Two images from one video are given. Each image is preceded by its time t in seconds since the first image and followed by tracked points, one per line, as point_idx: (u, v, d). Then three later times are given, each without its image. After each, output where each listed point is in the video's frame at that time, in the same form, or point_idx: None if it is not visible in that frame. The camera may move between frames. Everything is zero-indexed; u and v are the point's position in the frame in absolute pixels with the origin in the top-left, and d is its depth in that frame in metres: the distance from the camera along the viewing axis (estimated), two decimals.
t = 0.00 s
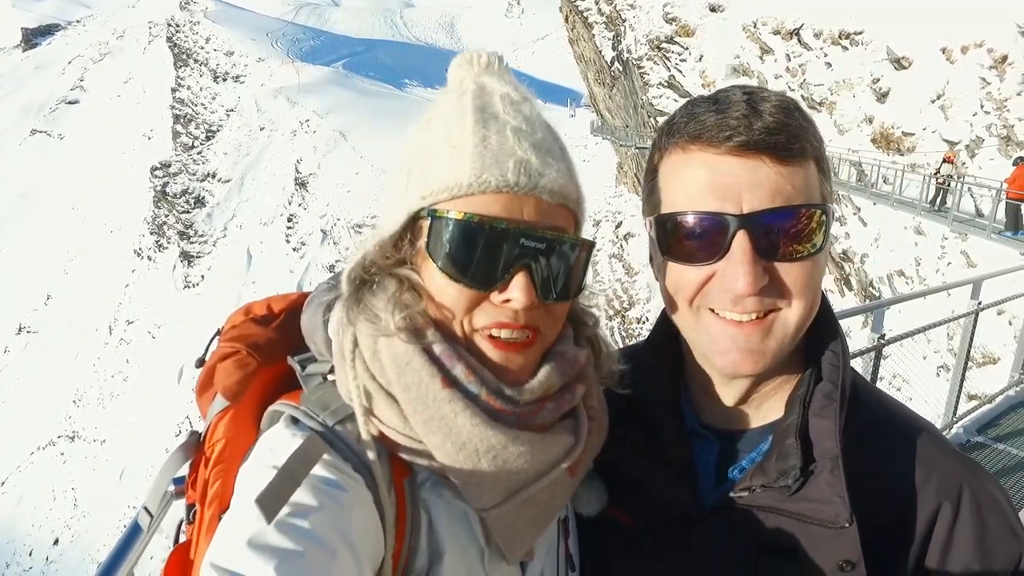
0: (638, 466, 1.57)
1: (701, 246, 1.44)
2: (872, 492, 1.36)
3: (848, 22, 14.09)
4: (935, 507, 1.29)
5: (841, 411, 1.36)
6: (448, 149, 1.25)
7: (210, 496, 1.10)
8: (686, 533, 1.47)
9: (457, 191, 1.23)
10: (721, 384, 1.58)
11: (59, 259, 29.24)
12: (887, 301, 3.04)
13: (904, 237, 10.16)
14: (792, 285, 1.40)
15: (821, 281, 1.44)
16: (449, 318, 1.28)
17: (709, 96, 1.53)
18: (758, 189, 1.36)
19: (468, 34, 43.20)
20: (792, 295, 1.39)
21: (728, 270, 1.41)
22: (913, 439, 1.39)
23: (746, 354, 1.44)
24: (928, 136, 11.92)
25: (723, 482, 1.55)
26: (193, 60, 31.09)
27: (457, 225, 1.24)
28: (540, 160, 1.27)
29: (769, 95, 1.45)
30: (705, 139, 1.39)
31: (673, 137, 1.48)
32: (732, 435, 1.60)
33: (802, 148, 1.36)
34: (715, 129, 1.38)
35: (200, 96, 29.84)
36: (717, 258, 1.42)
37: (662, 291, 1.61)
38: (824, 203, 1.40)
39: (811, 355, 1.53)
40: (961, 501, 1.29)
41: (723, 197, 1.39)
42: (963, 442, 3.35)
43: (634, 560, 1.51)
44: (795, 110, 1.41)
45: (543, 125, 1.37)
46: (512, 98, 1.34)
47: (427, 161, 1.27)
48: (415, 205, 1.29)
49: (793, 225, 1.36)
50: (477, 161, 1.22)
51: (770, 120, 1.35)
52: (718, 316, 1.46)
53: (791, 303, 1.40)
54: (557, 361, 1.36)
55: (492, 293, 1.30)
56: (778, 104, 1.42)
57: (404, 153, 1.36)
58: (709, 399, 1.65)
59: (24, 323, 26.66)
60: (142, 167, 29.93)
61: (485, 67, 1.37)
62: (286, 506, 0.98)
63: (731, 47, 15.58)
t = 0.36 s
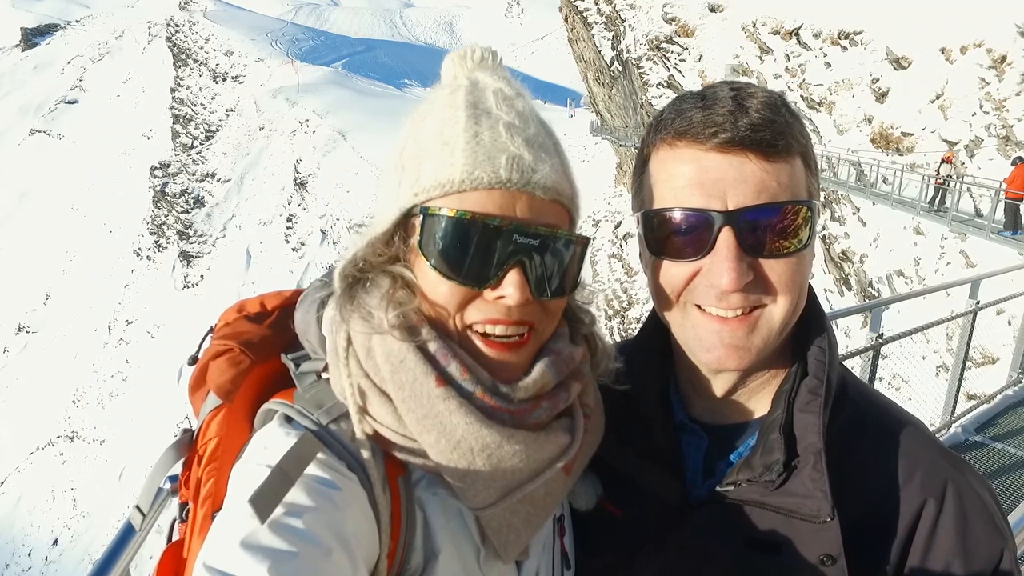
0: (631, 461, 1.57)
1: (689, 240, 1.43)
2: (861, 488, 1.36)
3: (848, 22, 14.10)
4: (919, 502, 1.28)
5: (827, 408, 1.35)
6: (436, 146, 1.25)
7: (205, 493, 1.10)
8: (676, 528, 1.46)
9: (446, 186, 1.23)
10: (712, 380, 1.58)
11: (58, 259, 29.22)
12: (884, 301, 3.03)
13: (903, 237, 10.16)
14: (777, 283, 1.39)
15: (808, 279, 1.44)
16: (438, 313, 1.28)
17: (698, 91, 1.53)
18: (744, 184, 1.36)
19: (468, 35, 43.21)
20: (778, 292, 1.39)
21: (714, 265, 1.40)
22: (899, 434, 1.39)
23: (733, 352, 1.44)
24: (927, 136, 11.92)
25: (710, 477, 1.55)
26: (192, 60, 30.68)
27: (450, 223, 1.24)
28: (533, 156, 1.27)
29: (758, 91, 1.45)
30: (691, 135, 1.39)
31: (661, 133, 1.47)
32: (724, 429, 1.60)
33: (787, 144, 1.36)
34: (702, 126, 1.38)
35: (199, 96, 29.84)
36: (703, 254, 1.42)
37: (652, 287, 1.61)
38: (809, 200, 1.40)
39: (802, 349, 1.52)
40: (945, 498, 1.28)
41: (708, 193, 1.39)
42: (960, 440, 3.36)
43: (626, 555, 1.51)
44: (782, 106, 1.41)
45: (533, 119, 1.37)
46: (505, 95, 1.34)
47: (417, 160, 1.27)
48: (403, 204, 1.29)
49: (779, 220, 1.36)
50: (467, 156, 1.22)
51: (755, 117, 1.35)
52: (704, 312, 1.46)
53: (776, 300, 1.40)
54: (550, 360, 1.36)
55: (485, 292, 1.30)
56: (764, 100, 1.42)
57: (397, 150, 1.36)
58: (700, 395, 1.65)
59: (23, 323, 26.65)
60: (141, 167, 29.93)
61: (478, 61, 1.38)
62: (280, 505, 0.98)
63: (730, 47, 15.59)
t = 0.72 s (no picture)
0: (632, 463, 1.57)
1: (692, 243, 1.44)
2: (860, 492, 1.36)
3: (848, 22, 14.12)
4: (918, 508, 1.28)
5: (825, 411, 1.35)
6: (438, 148, 1.24)
7: (205, 494, 1.10)
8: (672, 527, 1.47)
9: (448, 186, 1.23)
10: (712, 382, 1.58)
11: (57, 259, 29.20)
12: (884, 301, 3.04)
13: (903, 237, 10.16)
14: (780, 286, 1.39)
15: (810, 282, 1.44)
16: (439, 316, 1.28)
17: (701, 93, 1.52)
18: (748, 187, 1.36)
19: (468, 35, 43.19)
20: (780, 295, 1.39)
21: (717, 270, 1.41)
22: (899, 438, 1.39)
23: (733, 355, 1.44)
24: (927, 136, 11.92)
25: (709, 480, 1.55)
26: (192, 59, 30.68)
27: (449, 224, 1.24)
28: (533, 155, 1.27)
29: (761, 92, 1.45)
30: (695, 138, 1.39)
31: (665, 135, 1.48)
32: (722, 429, 1.60)
33: (793, 147, 1.36)
34: (707, 128, 1.38)
35: (199, 96, 29.84)
36: (706, 258, 1.42)
37: (652, 288, 1.61)
38: (813, 204, 1.41)
39: (803, 349, 1.51)
40: (946, 504, 1.27)
41: (711, 196, 1.39)
42: (959, 441, 3.36)
43: (625, 555, 1.52)
44: (786, 109, 1.41)
45: (535, 121, 1.37)
46: (505, 95, 1.34)
47: (418, 162, 1.27)
48: (406, 206, 1.29)
49: (784, 225, 1.36)
50: (467, 157, 1.22)
51: (761, 120, 1.35)
52: (706, 316, 1.46)
53: (778, 305, 1.40)
54: (551, 359, 1.36)
55: (487, 292, 1.30)
56: (770, 103, 1.42)
57: (399, 152, 1.35)
58: (699, 396, 1.65)
59: (22, 323, 26.63)
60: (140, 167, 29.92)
61: (477, 62, 1.38)
62: (280, 508, 0.98)
63: (730, 47, 15.59)
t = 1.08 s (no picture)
0: (631, 462, 1.57)
1: (694, 242, 1.43)
2: (862, 488, 1.35)
3: (847, 22, 14.16)
4: (921, 506, 1.28)
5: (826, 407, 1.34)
6: (437, 148, 1.24)
7: (205, 495, 1.09)
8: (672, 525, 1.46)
9: (446, 187, 1.22)
10: (714, 382, 1.57)
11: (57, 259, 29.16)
12: (884, 301, 3.03)
13: (902, 237, 10.17)
14: (783, 286, 1.39)
15: (812, 281, 1.44)
16: (440, 316, 1.28)
17: (700, 93, 1.52)
18: (750, 186, 1.36)
19: (467, 35, 43.21)
20: (782, 295, 1.39)
21: (720, 270, 1.40)
22: (900, 436, 1.39)
23: (740, 352, 1.42)
24: (926, 136, 11.90)
25: (709, 478, 1.54)
26: (191, 59, 30.71)
27: (448, 224, 1.23)
28: (532, 156, 1.27)
29: (761, 92, 1.45)
30: (698, 137, 1.39)
31: (666, 134, 1.47)
32: (723, 428, 1.59)
33: (795, 145, 1.35)
34: (709, 126, 1.38)
35: (199, 96, 29.82)
36: (708, 258, 1.42)
37: (654, 288, 1.61)
38: (816, 203, 1.40)
39: (802, 349, 1.51)
40: (948, 502, 1.27)
41: (714, 195, 1.39)
42: (959, 441, 3.36)
43: (625, 554, 1.51)
44: (787, 108, 1.41)
45: (535, 121, 1.36)
46: (503, 94, 1.34)
47: (417, 163, 1.27)
48: (406, 206, 1.28)
49: (785, 224, 1.36)
50: (466, 157, 1.22)
51: (763, 119, 1.35)
52: (709, 318, 1.46)
53: (780, 305, 1.40)
54: (551, 358, 1.35)
55: (486, 292, 1.29)
56: (772, 102, 1.41)
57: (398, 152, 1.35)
58: (701, 394, 1.65)
59: (21, 323, 26.59)
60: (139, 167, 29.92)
61: (476, 62, 1.37)
62: (280, 508, 0.98)
63: (729, 47, 15.59)
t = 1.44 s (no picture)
0: (631, 461, 1.56)
1: (696, 240, 1.42)
2: (868, 486, 1.34)
3: (846, 22, 14.18)
4: (930, 503, 1.27)
5: (830, 404, 1.33)
6: (436, 147, 1.23)
7: (204, 495, 1.08)
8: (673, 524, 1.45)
9: (443, 185, 1.21)
10: (714, 379, 1.56)
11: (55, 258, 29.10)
12: (884, 300, 3.03)
13: (901, 235, 10.16)
14: (785, 283, 1.37)
15: (815, 279, 1.42)
16: (438, 315, 1.26)
17: (700, 90, 1.51)
18: (751, 182, 1.35)
19: (466, 35, 43.21)
20: (784, 294, 1.37)
21: (724, 265, 1.39)
22: (903, 433, 1.38)
23: (744, 350, 1.40)
24: (926, 135, 11.88)
25: (713, 477, 1.53)
26: (190, 59, 30.69)
27: (446, 224, 1.22)
28: (530, 154, 1.25)
29: (762, 89, 1.44)
30: (698, 134, 1.38)
31: (667, 132, 1.46)
32: (722, 428, 1.59)
33: (796, 141, 1.34)
34: (709, 123, 1.37)
35: (198, 96, 29.79)
36: (710, 254, 1.41)
37: (656, 286, 1.59)
38: (819, 199, 1.39)
39: (805, 347, 1.50)
40: (955, 501, 1.26)
41: (715, 191, 1.37)
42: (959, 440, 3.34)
43: (626, 553, 1.49)
44: (788, 104, 1.40)
45: (532, 119, 1.35)
46: (500, 92, 1.32)
47: (415, 161, 1.26)
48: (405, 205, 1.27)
49: (788, 221, 1.35)
50: (463, 154, 1.20)
51: (764, 114, 1.34)
52: (712, 318, 1.44)
53: (783, 303, 1.37)
54: (550, 356, 1.34)
55: (485, 292, 1.28)
56: (771, 99, 1.40)
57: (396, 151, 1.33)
58: (705, 393, 1.63)
59: (20, 323, 26.54)
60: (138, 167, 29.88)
61: (474, 60, 1.36)
62: (277, 507, 0.96)
63: (728, 46, 15.56)
